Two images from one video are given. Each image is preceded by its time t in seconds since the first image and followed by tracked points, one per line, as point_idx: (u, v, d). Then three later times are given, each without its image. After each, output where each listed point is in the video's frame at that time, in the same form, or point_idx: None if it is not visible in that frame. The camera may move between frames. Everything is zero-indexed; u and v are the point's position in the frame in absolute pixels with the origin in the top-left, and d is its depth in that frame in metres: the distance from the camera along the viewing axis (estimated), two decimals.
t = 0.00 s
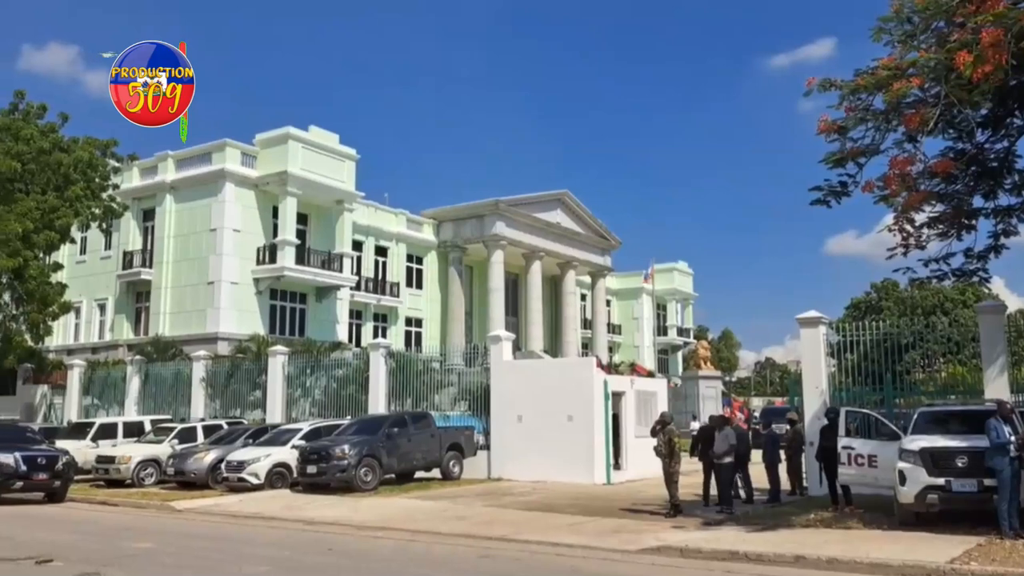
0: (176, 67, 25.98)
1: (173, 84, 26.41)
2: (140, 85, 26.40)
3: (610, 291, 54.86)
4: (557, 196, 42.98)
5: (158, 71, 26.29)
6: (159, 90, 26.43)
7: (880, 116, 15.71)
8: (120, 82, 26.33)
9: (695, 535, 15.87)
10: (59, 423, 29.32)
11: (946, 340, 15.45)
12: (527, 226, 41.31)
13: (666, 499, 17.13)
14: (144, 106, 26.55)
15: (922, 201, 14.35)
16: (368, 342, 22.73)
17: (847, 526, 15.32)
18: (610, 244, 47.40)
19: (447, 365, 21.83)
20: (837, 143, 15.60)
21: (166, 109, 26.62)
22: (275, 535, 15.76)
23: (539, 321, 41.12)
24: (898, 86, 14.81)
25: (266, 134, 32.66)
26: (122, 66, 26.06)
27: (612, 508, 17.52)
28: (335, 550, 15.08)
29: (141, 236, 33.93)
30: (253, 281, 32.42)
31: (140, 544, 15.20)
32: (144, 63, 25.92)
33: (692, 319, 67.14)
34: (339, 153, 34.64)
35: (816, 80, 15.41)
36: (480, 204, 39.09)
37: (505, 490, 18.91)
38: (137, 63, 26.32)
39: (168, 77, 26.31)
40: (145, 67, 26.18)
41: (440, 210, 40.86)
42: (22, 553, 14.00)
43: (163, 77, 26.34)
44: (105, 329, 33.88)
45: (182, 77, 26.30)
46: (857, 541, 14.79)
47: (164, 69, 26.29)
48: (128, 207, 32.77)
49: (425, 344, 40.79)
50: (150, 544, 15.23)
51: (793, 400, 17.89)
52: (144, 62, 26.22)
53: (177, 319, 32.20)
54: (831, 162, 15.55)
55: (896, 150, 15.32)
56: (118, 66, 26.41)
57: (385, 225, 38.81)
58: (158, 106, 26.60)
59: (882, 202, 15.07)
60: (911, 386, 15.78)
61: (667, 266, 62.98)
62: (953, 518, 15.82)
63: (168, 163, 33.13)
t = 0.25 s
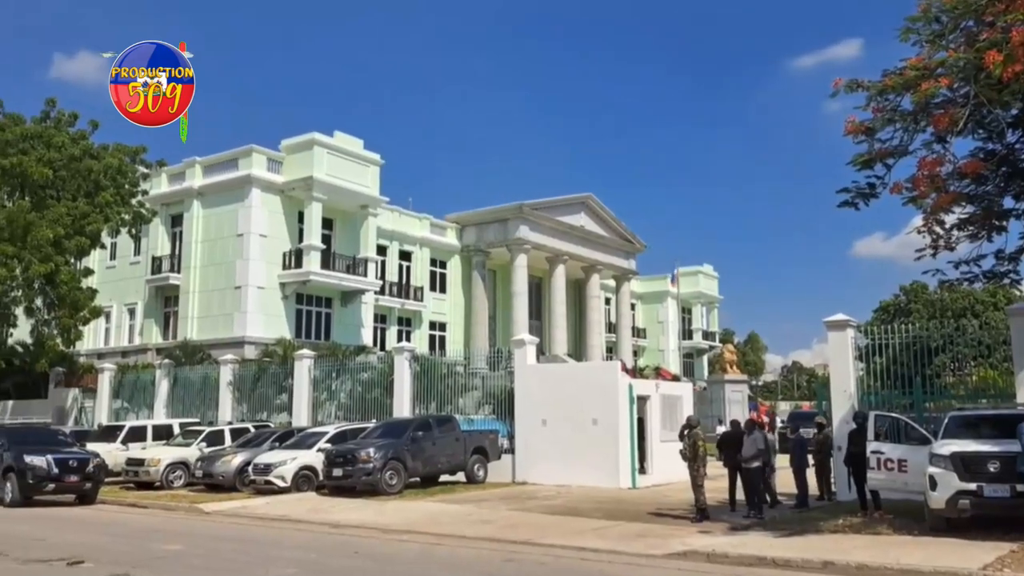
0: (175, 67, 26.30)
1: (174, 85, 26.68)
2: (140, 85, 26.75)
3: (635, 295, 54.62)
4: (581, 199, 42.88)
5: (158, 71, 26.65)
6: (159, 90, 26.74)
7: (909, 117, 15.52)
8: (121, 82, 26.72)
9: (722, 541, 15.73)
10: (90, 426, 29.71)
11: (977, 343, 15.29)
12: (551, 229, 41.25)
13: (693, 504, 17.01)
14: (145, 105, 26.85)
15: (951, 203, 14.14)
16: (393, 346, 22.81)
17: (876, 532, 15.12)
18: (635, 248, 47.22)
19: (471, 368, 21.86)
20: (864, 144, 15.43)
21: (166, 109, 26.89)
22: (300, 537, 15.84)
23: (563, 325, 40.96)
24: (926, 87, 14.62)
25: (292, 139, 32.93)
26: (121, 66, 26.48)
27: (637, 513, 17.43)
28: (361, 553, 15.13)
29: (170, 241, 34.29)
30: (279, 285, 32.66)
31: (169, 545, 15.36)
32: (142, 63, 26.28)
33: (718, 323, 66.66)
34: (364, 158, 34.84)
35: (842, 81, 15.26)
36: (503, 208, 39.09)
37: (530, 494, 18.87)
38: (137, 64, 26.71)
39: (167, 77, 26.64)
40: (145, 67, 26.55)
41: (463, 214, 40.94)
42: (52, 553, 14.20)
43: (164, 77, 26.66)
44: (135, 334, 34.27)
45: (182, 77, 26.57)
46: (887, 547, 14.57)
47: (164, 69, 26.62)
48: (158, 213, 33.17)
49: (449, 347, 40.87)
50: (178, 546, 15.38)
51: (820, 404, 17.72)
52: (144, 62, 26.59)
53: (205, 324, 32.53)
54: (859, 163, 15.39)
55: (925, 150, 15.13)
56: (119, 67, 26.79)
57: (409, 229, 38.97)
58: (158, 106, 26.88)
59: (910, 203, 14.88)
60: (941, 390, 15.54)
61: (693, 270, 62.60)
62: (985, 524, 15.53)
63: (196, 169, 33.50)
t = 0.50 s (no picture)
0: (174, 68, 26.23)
1: (173, 85, 26.68)
2: (140, 85, 26.89)
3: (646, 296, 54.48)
4: (593, 200, 42.81)
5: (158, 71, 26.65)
6: (159, 90, 26.82)
7: (922, 117, 15.43)
8: (121, 81, 26.89)
9: (736, 542, 15.68)
10: (104, 428, 29.89)
11: (991, 344, 15.17)
12: (563, 231, 41.22)
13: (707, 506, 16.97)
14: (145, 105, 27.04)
15: (965, 203, 14.04)
16: (404, 348, 22.85)
17: (891, 534, 15.03)
18: (647, 249, 47.13)
19: (483, 370, 21.88)
20: (877, 144, 15.35)
21: (166, 108, 26.99)
22: (314, 539, 15.88)
23: (574, 326, 40.89)
24: (939, 86, 14.53)
25: (303, 142, 33.03)
26: (121, 67, 26.58)
27: (650, 515, 17.39)
28: (373, 555, 15.15)
29: (183, 244, 34.49)
30: (291, 287, 32.77)
31: (183, 547, 15.43)
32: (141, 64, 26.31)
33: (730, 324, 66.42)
34: (375, 160, 34.92)
35: (855, 81, 15.18)
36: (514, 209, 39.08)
37: (542, 496, 18.86)
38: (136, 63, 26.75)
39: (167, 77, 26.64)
40: (144, 67, 26.58)
41: (475, 216, 40.96)
42: (69, 555, 14.29)
43: (164, 77, 26.65)
44: (149, 336, 34.46)
45: (181, 77, 26.54)
46: (902, 549, 14.47)
47: (164, 69, 26.60)
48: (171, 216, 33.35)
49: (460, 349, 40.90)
50: (192, 547, 15.45)
51: (834, 405, 17.66)
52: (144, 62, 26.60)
53: (218, 326, 32.67)
54: (872, 163, 15.31)
55: (938, 150, 15.04)
56: (119, 66, 26.89)
57: (420, 231, 39.06)
58: (159, 106, 27.01)
59: (923, 203, 14.80)
60: (955, 391, 15.43)
61: (705, 270, 62.39)
62: (1001, 527, 15.41)
63: (208, 173, 33.67)
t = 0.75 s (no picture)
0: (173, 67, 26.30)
1: (173, 85, 26.72)
2: (140, 85, 27.07)
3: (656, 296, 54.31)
4: (602, 201, 42.71)
5: (158, 71, 26.73)
6: (159, 90, 26.90)
7: (934, 116, 15.33)
8: (121, 81, 27.11)
9: (747, 543, 15.62)
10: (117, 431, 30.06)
11: (1005, 343, 15.05)
12: (572, 232, 41.18)
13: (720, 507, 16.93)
14: (145, 105, 27.18)
15: (978, 201, 13.95)
16: (415, 350, 22.87)
17: (904, 535, 14.95)
18: (657, 249, 47.01)
19: (493, 372, 21.88)
20: (889, 143, 15.27)
21: (166, 109, 27.02)
22: (325, 540, 15.92)
23: (585, 327, 40.80)
24: (951, 84, 14.43)
25: (313, 145, 33.12)
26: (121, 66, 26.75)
27: (662, 516, 17.35)
28: (385, 556, 15.17)
29: (194, 247, 34.63)
30: (302, 290, 32.85)
31: (196, 548, 15.50)
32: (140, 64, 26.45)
33: (741, 324, 66.13)
34: (384, 162, 34.98)
35: (866, 79, 15.11)
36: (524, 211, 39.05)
37: (553, 497, 18.83)
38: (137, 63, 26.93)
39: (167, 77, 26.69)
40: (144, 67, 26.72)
41: (484, 217, 40.97)
42: (83, 557, 14.38)
43: (164, 77, 26.72)
44: (161, 339, 34.62)
45: (181, 77, 26.57)
46: (915, 550, 14.38)
47: (164, 69, 26.69)
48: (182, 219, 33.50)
49: (470, 351, 40.91)
50: (205, 549, 15.51)
51: (846, 406, 17.60)
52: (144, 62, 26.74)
53: (229, 329, 32.79)
54: (884, 162, 15.23)
55: (951, 149, 14.95)
56: (120, 67, 27.11)
57: (430, 233, 39.10)
58: (159, 106, 27.06)
59: (936, 202, 14.72)
60: (968, 391, 15.32)
61: (715, 271, 62.15)
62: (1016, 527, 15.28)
63: (219, 175, 33.79)
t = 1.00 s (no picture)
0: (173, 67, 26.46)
1: (173, 85, 26.89)
2: (140, 84, 27.23)
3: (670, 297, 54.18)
4: (616, 202, 42.64)
5: (158, 71, 26.91)
6: (159, 90, 27.06)
7: (950, 114, 15.21)
8: (121, 81, 27.28)
9: (764, 545, 15.54)
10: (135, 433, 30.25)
11: None
12: (586, 233, 41.14)
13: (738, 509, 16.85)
14: (145, 105, 27.37)
15: (996, 200, 13.82)
16: (429, 351, 22.90)
17: (922, 537, 14.84)
18: (671, 250, 46.90)
19: (507, 374, 21.88)
20: (905, 142, 15.17)
21: (166, 109, 27.20)
22: (340, 542, 15.96)
23: (599, 328, 40.71)
24: (967, 82, 14.32)
25: (327, 148, 33.22)
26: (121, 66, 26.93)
27: (677, 518, 17.29)
28: (400, 558, 15.18)
29: (210, 250, 34.83)
30: (317, 292, 32.97)
31: (213, 550, 15.58)
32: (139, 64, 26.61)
33: (755, 325, 65.82)
34: (397, 165, 35.03)
35: (881, 78, 15.01)
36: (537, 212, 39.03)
37: (568, 499, 18.80)
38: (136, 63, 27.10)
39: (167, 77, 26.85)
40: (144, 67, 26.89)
41: (497, 219, 40.96)
42: (101, 558, 14.48)
43: (163, 77, 26.90)
44: (177, 342, 34.82)
45: (181, 77, 26.70)
46: (933, 552, 14.26)
47: (164, 69, 26.86)
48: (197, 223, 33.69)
49: (484, 353, 40.92)
50: (221, 550, 15.58)
51: (864, 407, 17.48)
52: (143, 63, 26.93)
53: (245, 331, 32.94)
54: (899, 162, 15.13)
55: (967, 148, 14.83)
56: (119, 66, 27.28)
57: (443, 235, 39.15)
58: (159, 106, 27.27)
59: (953, 201, 14.60)
60: (987, 391, 15.19)
61: (729, 271, 61.91)
62: None
63: (234, 179, 33.97)
